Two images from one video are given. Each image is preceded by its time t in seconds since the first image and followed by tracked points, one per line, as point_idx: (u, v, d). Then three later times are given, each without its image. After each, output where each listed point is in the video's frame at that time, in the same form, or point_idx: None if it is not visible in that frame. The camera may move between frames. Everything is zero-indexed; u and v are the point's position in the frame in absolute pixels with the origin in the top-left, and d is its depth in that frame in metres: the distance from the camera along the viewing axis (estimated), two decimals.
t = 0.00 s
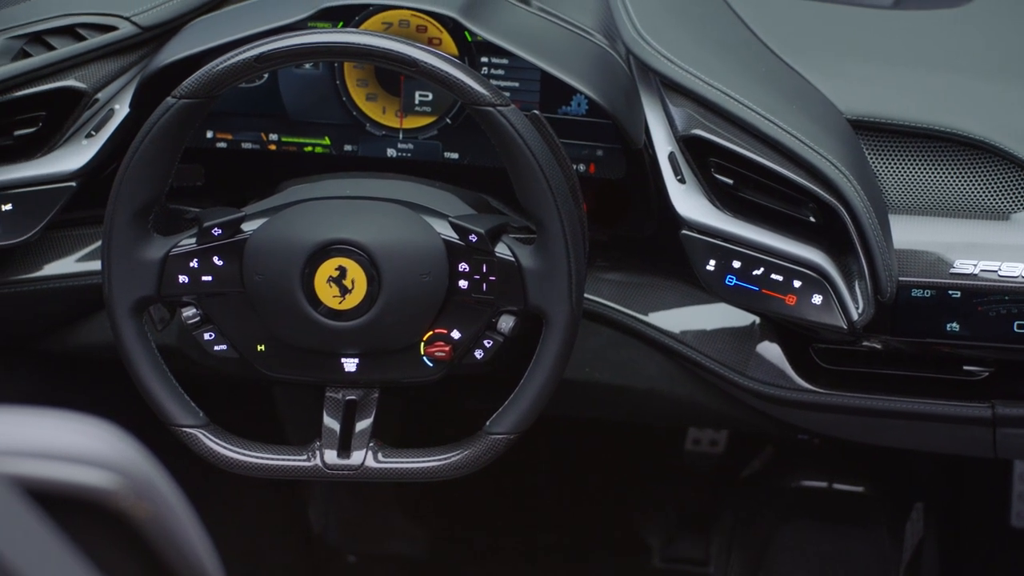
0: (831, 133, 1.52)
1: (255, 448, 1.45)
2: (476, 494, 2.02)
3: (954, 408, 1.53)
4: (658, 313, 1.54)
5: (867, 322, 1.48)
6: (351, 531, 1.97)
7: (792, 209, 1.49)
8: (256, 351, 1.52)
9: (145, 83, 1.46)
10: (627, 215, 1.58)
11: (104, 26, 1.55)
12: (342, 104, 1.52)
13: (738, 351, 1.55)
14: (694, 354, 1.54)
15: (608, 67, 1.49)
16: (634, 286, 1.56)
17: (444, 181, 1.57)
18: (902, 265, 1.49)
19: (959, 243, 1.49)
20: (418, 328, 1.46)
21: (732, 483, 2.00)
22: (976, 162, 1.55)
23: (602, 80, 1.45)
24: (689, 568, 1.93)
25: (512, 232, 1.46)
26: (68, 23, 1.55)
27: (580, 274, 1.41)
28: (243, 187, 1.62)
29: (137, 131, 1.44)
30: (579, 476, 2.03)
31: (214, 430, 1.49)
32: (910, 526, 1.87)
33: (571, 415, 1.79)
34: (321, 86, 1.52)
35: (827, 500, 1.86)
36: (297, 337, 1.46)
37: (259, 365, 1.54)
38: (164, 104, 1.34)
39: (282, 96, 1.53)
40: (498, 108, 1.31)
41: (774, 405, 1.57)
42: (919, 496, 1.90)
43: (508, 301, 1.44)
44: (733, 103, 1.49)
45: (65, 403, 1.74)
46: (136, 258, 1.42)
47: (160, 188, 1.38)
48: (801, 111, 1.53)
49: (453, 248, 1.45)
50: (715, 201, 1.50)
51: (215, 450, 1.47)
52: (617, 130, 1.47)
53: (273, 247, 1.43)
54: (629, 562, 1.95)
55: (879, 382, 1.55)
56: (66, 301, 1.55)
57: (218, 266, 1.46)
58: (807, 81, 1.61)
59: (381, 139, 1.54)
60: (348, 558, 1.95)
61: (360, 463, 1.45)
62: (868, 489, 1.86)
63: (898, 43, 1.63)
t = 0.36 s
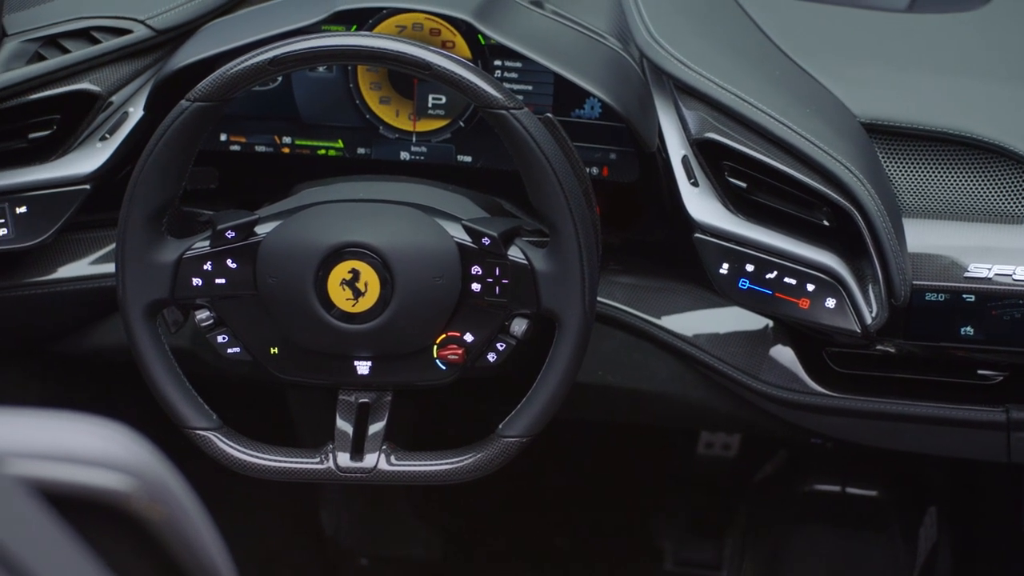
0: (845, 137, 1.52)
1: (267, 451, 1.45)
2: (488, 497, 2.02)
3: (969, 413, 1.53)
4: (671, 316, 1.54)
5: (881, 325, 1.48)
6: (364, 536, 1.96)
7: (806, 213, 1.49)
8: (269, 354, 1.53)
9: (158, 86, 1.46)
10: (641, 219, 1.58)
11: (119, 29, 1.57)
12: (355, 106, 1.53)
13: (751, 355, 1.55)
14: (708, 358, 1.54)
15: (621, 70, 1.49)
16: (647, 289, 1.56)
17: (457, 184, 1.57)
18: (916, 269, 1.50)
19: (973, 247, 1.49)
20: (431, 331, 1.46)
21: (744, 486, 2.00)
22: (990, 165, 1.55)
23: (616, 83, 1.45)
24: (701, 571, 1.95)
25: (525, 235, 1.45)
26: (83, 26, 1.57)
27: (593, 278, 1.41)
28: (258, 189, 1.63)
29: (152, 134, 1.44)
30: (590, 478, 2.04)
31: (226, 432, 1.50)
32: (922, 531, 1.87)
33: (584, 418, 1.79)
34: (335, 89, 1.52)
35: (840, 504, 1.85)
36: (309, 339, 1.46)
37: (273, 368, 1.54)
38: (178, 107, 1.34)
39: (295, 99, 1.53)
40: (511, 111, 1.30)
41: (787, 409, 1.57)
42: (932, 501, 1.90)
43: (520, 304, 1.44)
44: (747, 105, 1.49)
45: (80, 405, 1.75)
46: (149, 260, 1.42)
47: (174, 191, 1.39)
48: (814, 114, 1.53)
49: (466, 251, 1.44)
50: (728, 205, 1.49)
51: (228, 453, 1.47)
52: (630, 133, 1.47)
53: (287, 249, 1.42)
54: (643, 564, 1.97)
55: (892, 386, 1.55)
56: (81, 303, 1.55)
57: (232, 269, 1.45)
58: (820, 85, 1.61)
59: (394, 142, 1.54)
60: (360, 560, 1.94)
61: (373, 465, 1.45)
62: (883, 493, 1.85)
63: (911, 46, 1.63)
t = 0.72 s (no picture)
0: (858, 140, 1.52)
1: (280, 453, 1.45)
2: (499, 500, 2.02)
3: (983, 417, 1.53)
4: (683, 320, 1.54)
5: (894, 329, 1.47)
6: (378, 539, 1.95)
7: (819, 217, 1.48)
8: (282, 357, 1.53)
9: (172, 89, 1.46)
10: (654, 223, 1.58)
11: (133, 33, 1.58)
12: (368, 109, 1.52)
13: (764, 359, 1.55)
14: (721, 361, 1.54)
15: (635, 74, 1.48)
16: (660, 293, 1.56)
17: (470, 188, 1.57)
18: (929, 273, 1.50)
19: (986, 251, 1.50)
20: (444, 334, 1.46)
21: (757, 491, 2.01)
22: (1003, 169, 1.56)
23: (630, 87, 1.45)
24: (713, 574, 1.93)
25: (537, 238, 1.45)
26: (98, 30, 1.57)
27: (605, 282, 1.40)
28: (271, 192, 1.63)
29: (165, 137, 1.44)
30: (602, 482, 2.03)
31: (240, 435, 1.49)
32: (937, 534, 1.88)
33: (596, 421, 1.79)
34: (348, 93, 1.52)
35: (852, 509, 1.87)
36: (321, 342, 1.46)
37: (285, 369, 1.54)
38: (191, 110, 1.34)
39: (308, 102, 1.53)
40: (525, 115, 1.30)
41: (800, 413, 1.57)
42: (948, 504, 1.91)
43: (533, 307, 1.43)
44: (760, 109, 1.49)
45: (93, 407, 1.75)
46: (163, 263, 1.41)
47: (187, 194, 1.38)
48: (827, 118, 1.53)
49: (479, 254, 1.44)
50: (741, 208, 1.49)
51: (241, 456, 1.47)
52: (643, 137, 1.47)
53: (300, 252, 1.42)
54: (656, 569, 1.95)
55: (906, 391, 1.54)
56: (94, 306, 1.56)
57: (245, 271, 1.45)
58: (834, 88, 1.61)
59: (408, 145, 1.54)
60: (372, 564, 1.94)
61: (386, 468, 1.45)
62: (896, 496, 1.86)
63: (924, 52, 1.64)
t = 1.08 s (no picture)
0: (872, 143, 1.52)
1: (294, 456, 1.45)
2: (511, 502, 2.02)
3: (996, 420, 1.53)
4: (696, 323, 1.54)
5: (908, 333, 1.46)
6: (390, 541, 1.97)
7: (833, 220, 1.48)
8: (295, 360, 1.53)
9: (186, 91, 1.46)
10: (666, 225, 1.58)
11: (147, 35, 1.58)
12: (381, 112, 1.53)
13: (777, 362, 1.55)
14: (733, 365, 1.54)
15: (648, 77, 1.49)
16: (672, 296, 1.55)
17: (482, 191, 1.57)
18: (942, 276, 1.49)
19: (1000, 255, 1.49)
20: (456, 337, 1.46)
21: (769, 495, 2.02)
22: (1017, 173, 1.56)
23: (643, 90, 1.45)
24: None
25: (550, 242, 1.44)
26: (112, 32, 1.58)
27: (618, 285, 1.40)
28: (282, 193, 1.63)
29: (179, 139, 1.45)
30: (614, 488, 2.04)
31: (252, 437, 1.50)
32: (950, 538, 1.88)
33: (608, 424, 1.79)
34: (361, 95, 1.52)
35: (864, 511, 1.89)
36: (334, 344, 1.46)
37: (298, 372, 1.54)
38: (205, 113, 1.34)
39: (322, 105, 1.54)
40: (538, 117, 1.30)
41: (814, 416, 1.57)
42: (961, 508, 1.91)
43: (546, 310, 1.43)
44: (773, 111, 1.50)
45: (105, 409, 1.76)
46: (176, 265, 1.42)
47: (200, 197, 1.38)
48: (841, 121, 1.53)
49: (492, 257, 1.43)
50: (754, 211, 1.48)
51: (254, 458, 1.47)
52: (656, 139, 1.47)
53: (312, 255, 1.42)
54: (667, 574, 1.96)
55: (919, 395, 1.54)
56: (107, 308, 1.56)
57: (258, 274, 1.45)
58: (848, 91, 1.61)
59: (420, 148, 1.54)
60: (384, 566, 1.96)
61: (399, 470, 1.45)
62: (909, 501, 1.89)
63: (937, 56, 1.65)
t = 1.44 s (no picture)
0: (885, 146, 1.51)
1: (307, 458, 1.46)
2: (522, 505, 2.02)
3: (1011, 425, 1.52)
4: (709, 326, 1.53)
5: (921, 336, 1.46)
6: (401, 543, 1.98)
7: (847, 223, 1.47)
8: (309, 362, 1.52)
9: (199, 94, 1.46)
10: (680, 228, 1.58)
11: (160, 38, 1.58)
12: (394, 115, 1.53)
13: (790, 365, 1.54)
14: (746, 368, 1.54)
15: (661, 79, 1.48)
16: (685, 299, 1.55)
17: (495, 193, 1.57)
18: (956, 280, 1.49)
19: (1015, 258, 1.48)
20: (469, 340, 1.45)
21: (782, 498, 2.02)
22: None
23: (657, 93, 1.45)
24: None
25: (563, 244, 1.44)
26: (126, 35, 1.58)
27: (631, 288, 1.39)
28: (296, 197, 1.63)
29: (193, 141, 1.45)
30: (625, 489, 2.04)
31: (265, 439, 1.50)
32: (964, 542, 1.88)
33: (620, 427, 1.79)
34: (374, 98, 1.52)
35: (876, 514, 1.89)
36: (347, 347, 1.46)
37: (312, 375, 1.54)
38: (218, 115, 1.34)
39: (335, 108, 1.54)
40: (551, 119, 1.29)
41: (827, 419, 1.57)
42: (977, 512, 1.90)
43: (560, 313, 1.42)
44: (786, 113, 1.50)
45: (119, 412, 1.77)
46: (190, 267, 1.42)
47: (214, 199, 1.38)
48: (854, 124, 1.52)
49: (505, 260, 1.43)
50: (768, 214, 1.48)
51: (267, 460, 1.47)
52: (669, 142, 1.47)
53: (327, 257, 1.42)
54: None
55: (932, 398, 1.54)
56: (121, 310, 1.56)
57: (271, 276, 1.45)
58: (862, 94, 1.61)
59: (433, 150, 1.54)
60: (396, 569, 1.97)
61: (411, 473, 1.45)
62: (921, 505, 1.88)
63: (951, 59, 1.65)
